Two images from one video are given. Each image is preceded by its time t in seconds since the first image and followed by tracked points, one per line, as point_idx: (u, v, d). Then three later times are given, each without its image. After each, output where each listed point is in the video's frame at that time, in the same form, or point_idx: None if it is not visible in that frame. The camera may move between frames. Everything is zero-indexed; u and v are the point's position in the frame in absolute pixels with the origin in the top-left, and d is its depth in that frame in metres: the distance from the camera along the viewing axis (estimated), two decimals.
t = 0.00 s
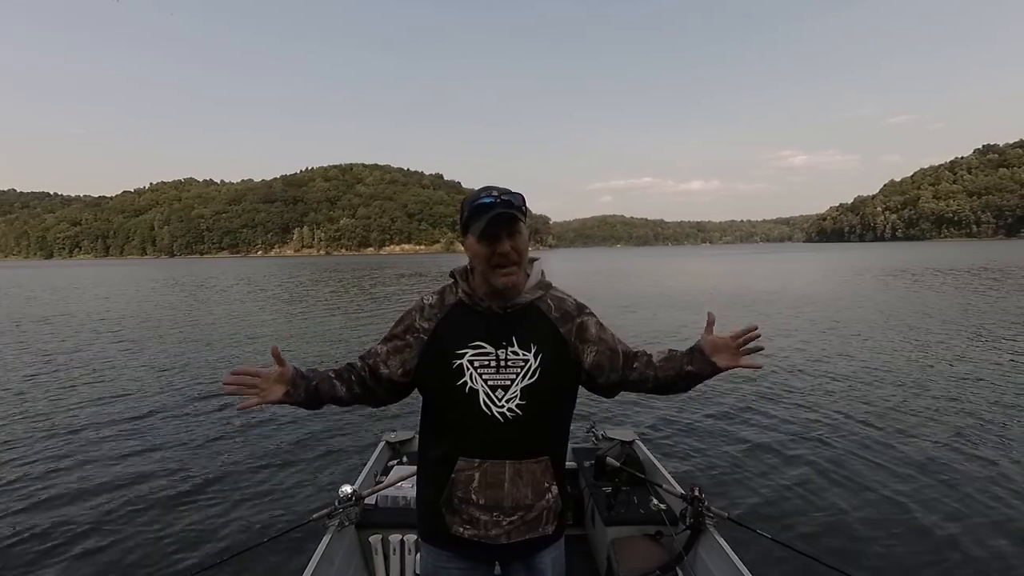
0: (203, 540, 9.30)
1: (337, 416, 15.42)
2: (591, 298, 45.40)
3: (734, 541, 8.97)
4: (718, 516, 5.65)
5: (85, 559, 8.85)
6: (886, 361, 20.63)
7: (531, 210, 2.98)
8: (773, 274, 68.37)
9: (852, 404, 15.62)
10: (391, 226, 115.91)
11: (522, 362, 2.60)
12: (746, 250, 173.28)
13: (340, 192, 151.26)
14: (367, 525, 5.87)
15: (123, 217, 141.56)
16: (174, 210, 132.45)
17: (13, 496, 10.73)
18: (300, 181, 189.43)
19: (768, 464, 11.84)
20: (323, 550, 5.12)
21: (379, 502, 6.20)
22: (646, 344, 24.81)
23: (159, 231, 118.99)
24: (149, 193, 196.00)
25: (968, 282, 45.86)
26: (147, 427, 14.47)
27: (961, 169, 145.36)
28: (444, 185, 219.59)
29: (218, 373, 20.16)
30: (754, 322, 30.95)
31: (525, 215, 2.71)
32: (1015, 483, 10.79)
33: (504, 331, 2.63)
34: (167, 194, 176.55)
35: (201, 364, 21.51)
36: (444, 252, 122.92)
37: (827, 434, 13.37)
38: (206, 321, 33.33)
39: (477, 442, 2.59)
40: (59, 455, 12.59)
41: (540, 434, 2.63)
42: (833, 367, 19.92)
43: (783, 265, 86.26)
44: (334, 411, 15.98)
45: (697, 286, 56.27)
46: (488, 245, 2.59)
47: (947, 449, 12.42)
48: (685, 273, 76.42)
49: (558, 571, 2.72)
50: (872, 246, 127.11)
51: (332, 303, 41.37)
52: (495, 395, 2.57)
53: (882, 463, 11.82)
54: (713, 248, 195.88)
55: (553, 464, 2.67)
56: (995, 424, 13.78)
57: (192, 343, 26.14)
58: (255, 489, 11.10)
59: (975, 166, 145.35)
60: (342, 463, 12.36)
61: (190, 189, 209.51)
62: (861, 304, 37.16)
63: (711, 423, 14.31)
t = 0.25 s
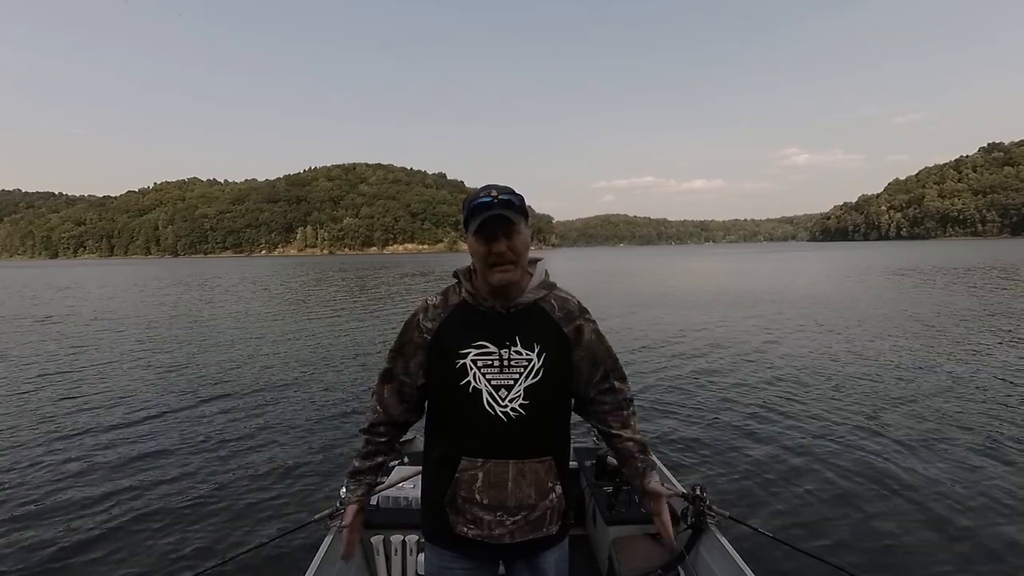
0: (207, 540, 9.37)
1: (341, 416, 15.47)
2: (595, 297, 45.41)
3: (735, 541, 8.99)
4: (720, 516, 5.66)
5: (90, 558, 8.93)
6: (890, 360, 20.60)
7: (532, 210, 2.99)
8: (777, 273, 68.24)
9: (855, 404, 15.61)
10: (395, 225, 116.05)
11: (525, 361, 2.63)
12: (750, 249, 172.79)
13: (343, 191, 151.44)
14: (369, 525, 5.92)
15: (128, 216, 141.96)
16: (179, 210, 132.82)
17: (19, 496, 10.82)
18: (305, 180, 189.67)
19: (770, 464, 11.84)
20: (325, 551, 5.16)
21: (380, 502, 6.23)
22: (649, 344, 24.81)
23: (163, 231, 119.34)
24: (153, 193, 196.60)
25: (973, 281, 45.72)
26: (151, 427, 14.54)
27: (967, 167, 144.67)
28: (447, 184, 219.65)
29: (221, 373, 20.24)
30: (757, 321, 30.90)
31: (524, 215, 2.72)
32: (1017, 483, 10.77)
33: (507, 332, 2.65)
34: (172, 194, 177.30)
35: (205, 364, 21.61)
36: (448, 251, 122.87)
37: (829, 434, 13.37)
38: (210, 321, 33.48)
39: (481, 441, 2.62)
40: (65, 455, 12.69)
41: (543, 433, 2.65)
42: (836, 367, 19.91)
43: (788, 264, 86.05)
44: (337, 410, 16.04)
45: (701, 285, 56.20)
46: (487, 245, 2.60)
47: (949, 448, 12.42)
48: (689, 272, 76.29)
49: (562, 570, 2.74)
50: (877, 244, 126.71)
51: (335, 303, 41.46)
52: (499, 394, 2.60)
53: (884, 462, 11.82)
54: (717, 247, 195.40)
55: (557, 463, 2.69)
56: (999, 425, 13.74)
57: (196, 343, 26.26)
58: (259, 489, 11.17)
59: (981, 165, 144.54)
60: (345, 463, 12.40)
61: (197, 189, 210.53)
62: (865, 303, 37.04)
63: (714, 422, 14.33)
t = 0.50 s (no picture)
0: (209, 538, 9.41)
1: (343, 416, 15.49)
2: (598, 297, 45.42)
3: (736, 540, 9.00)
4: (720, 516, 5.67)
5: (93, 556, 8.97)
6: (893, 361, 20.58)
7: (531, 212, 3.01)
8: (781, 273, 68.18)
9: (857, 404, 15.62)
10: (399, 225, 116.11)
11: (522, 359, 2.63)
12: (754, 249, 172.49)
13: (348, 191, 151.62)
14: (369, 527, 5.93)
15: (134, 216, 142.46)
16: (184, 211, 133.24)
17: (22, 496, 10.85)
18: (309, 181, 189.96)
19: (771, 463, 11.85)
20: (326, 551, 5.17)
21: (381, 503, 6.23)
22: (653, 344, 24.84)
23: (168, 231, 119.71)
24: (158, 194, 197.27)
25: (978, 282, 45.60)
26: (154, 427, 14.59)
27: (972, 167, 144.21)
28: (451, 184, 219.81)
29: (225, 373, 20.31)
30: (761, 321, 30.87)
31: (521, 217, 2.72)
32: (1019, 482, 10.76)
33: (503, 330, 2.65)
34: (177, 194, 177.65)
35: (209, 364, 21.70)
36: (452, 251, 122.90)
37: (831, 434, 13.38)
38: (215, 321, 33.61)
39: (480, 439, 2.63)
40: (69, 455, 12.74)
41: (540, 432, 2.65)
42: (839, 367, 19.90)
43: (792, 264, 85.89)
44: (340, 410, 16.09)
45: (704, 285, 56.19)
46: (480, 246, 2.62)
47: (952, 448, 12.41)
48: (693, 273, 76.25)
49: (562, 569, 2.73)
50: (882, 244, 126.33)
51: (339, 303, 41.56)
52: (495, 392, 2.61)
53: (885, 461, 11.82)
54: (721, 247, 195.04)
55: (555, 463, 2.69)
56: (1001, 424, 13.73)
57: (200, 343, 26.35)
58: (261, 488, 11.21)
59: (987, 165, 143.94)
60: (347, 462, 12.43)
61: (201, 189, 211.14)
62: (869, 304, 36.97)
63: (716, 422, 14.35)
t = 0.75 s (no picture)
0: (209, 539, 9.41)
1: (345, 416, 15.50)
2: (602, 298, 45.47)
3: (736, 540, 9.00)
4: (719, 516, 5.66)
5: (93, 558, 8.98)
6: (897, 362, 20.55)
7: (528, 210, 2.99)
8: (786, 274, 68.16)
9: (859, 404, 15.61)
10: (402, 226, 116.14)
11: (516, 355, 2.62)
12: (758, 250, 172.36)
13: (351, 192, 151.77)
14: (369, 526, 5.92)
15: (139, 217, 142.78)
16: (188, 211, 133.52)
17: (23, 496, 10.88)
18: (312, 181, 190.11)
19: (772, 462, 11.85)
20: (325, 551, 5.16)
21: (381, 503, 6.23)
22: (655, 345, 24.87)
23: (173, 232, 120.02)
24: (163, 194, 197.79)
25: (983, 283, 45.50)
26: (156, 428, 14.61)
27: (977, 168, 143.92)
28: (454, 185, 219.97)
29: (228, 373, 20.34)
30: (765, 323, 30.85)
31: (519, 217, 2.70)
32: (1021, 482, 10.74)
33: (498, 327, 2.66)
34: (182, 195, 178.34)
35: (212, 365, 21.73)
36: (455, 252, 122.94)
37: (832, 434, 13.38)
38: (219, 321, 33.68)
39: (475, 434, 2.63)
40: (71, 456, 12.77)
41: (535, 428, 2.63)
42: (841, 368, 19.90)
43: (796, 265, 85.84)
44: (341, 410, 16.10)
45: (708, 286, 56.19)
46: (478, 243, 2.62)
47: (953, 448, 12.39)
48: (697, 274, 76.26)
49: (560, 568, 2.71)
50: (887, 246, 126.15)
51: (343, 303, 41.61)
52: (490, 388, 2.61)
53: (886, 461, 11.81)
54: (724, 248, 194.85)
55: (551, 459, 2.67)
56: (1004, 425, 13.70)
57: (204, 343, 26.41)
58: (260, 489, 11.21)
59: (992, 165, 143.63)
60: (348, 462, 12.44)
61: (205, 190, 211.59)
62: (874, 305, 36.90)
63: (717, 422, 14.36)
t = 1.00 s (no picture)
0: (208, 537, 9.42)
1: (346, 417, 15.48)
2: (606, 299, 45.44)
3: (736, 540, 9.00)
4: (719, 516, 5.65)
5: (92, 556, 8.99)
6: (899, 363, 20.52)
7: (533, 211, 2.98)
8: (791, 275, 67.98)
9: (860, 405, 15.61)
10: (406, 226, 116.19)
11: (515, 356, 2.62)
12: (761, 250, 172.16)
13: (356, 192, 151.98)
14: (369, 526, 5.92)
15: (144, 217, 143.29)
16: (194, 212, 133.93)
17: (24, 496, 10.89)
18: (317, 182, 190.48)
19: (771, 463, 11.87)
20: (325, 550, 5.15)
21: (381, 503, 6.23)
22: (659, 345, 24.90)
23: (178, 232, 120.38)
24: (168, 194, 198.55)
25: (989, 284, 45.33)
26: (158, 427, 14.62)
27: (983, 168, 143.43)
28: (458, 185, 220.42)
29: (231, 373, 20.35)
30: (769, 323, 30.83)
31: (531, 211, 2.70)
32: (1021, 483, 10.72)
33: (498, 327, 2.65)
34: (187, 195, 178.61)
35: (216, 365, 21.78)
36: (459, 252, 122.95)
37: (833, 434, 13.37)
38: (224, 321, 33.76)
39: (475, 434, 2.63)
40: (73, 456, 12.78)
41: (535, 429, 2.62)
42: (844, 369, 19.86)
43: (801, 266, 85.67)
44: (342, 410, 16.09)
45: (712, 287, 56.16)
46: (494, 232, 2.60)
47: (954, 449, 12.37)
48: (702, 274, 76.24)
49: (559, 570, 2.70)
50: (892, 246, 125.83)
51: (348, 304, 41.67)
52: (489, 387, 2.60)
53: (886, 462, 11.82)
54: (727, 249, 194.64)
55: (550, 460, 2.66)
56: (1007, 426, 13.66)
57: (209, 343, 26.50)
58: (261, 488, 11.22)
59: (997, 165, 143.13)
60: (348, 462, 12.43)
61: (210, 190, 212.24)
62: (879, 306, 36.77)
63: (718, 422, 14.37)
